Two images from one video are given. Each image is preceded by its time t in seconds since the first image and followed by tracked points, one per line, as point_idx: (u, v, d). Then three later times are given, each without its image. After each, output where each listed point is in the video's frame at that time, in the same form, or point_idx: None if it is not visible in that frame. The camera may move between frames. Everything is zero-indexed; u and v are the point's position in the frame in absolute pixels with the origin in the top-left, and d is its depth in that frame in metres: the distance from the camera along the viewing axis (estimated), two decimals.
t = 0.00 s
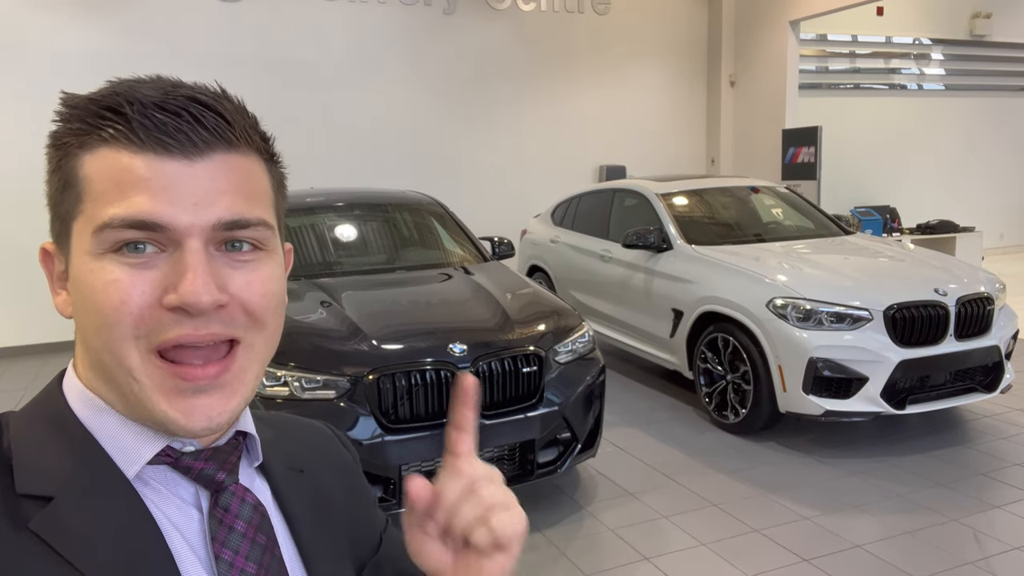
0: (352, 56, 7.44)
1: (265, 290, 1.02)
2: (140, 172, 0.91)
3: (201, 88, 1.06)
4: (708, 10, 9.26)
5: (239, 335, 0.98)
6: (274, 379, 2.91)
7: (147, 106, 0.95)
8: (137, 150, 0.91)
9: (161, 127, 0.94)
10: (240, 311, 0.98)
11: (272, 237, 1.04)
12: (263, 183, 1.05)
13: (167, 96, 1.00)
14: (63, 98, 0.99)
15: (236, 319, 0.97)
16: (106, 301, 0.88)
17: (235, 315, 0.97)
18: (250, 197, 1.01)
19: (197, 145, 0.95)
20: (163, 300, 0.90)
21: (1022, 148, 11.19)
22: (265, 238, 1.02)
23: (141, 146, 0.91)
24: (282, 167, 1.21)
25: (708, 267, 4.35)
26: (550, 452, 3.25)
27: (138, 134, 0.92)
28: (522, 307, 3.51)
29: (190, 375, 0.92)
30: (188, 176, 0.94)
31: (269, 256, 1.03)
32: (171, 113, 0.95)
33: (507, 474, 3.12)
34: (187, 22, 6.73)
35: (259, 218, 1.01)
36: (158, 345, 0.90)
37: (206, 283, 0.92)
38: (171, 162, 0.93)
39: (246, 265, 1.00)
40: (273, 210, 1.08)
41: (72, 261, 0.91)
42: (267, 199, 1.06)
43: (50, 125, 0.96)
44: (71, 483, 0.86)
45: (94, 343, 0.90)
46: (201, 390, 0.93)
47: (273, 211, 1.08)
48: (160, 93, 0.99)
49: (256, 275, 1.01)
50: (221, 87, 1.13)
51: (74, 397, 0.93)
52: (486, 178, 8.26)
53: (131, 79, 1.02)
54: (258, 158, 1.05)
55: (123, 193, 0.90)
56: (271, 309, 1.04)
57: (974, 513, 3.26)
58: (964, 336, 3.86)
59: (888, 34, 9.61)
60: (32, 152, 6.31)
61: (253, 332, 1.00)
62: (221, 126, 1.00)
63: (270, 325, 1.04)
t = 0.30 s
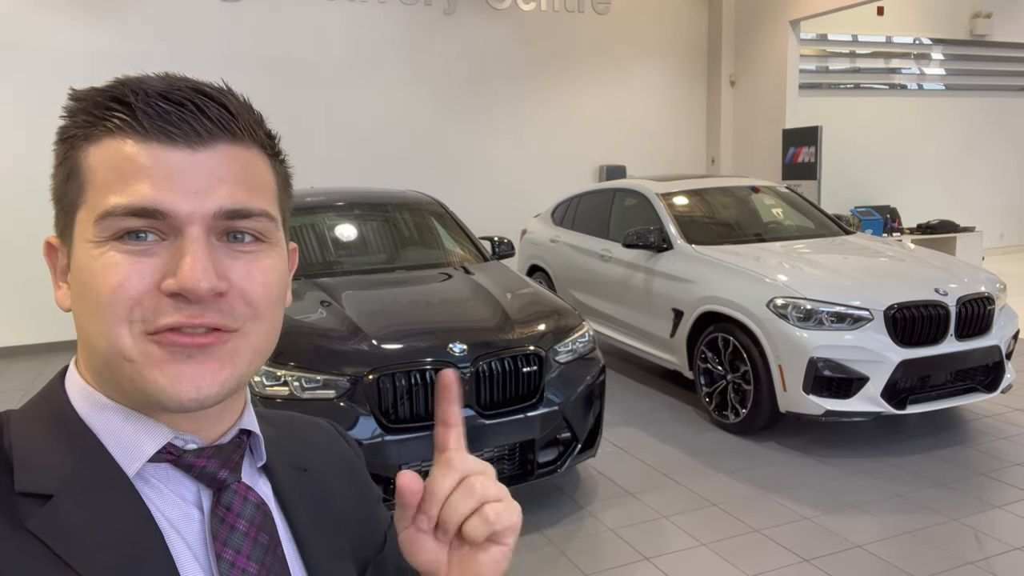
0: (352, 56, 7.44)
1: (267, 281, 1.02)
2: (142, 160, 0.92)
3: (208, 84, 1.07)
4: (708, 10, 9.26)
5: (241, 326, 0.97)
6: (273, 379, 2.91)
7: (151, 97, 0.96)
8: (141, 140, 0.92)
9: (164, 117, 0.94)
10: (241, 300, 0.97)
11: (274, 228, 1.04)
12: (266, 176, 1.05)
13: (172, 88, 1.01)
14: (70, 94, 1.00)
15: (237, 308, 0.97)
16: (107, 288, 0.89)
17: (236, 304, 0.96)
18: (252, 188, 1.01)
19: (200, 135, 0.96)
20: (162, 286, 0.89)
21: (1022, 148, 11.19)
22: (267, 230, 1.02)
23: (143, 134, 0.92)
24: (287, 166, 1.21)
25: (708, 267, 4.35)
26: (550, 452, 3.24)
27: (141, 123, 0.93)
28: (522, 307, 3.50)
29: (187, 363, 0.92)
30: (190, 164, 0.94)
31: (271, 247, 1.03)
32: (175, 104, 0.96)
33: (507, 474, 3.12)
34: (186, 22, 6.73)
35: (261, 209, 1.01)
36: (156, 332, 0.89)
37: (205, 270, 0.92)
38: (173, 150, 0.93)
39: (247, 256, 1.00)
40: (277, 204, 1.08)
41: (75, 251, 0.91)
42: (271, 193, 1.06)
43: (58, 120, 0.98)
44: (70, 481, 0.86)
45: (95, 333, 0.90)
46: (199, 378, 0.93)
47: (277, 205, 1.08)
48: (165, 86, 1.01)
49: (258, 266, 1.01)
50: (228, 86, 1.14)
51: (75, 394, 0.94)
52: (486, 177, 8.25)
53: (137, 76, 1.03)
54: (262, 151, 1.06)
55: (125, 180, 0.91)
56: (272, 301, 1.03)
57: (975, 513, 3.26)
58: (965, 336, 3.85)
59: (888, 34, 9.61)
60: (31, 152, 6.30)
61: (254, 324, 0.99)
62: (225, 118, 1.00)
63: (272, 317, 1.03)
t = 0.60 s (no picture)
0: (352, 56, 7.43)
1: (271, 279, 1.02)
2: (140, 166, 0.92)
3: (195, 91, 1.07)
4: (708, 11, 9.26)
5: (248, 326, 0.98)
6: (274, 380, 2.91)
7: (143, 106, 0.97)
8: (138, 148, 0.93)
9: (156, 124, 0.95)
10: (246, 300, 0.98)
11: (273, 226, 1.05)
12: (261, 176, 1.06)
13: (160, 95, 1.02)
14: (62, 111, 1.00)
15: (244, 307, 0.97)
16: (114, 296, 0.89)
17: (242, 303, 0.97)
18: (249, 187, 1.01)
19: (194, 138, 0.97)
20: (169, 290, 0.90)
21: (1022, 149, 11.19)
22: (266, 228, 1.03)
23: (139, 142, 0.93)
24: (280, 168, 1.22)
25: (708, 268, 4.35)
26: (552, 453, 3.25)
27: (136, 131, 0.94)
28: (523, 309, 3.50)
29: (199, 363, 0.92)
30: (188, 167, 0.95)
31: (271, 245, 1.04)
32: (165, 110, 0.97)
33: (508, 476, 3.12)
34: (186, 22, 6.72)
35: (259, 206, 1.01)
36: (167, 335, 0.90)
37: (211, 269, 0.93)
38: (170, 155, 0.94)
39: (249, 255, 1.00)
40: (274, 203, 1.09)
41: (79, 264, 0.91)
42: (267, 191, 1.06)
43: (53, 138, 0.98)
44: (86, 489, 0.86)
45: (105, 341, 0.90)
46: (211, 379, 0.93)
47: (274, 203, 1.08)
48: (154, 94, 1.01)
49: (261, 264, 1.01)
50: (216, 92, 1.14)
51: (90, 404, 0.94)
52: (485, 177, 8.24)
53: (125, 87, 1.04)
54: (254, 151, 1.06)
55: (125, 186, 0.91)
56: (277, 298, 1.03)
57: (975, 514, 3.26)
58: (965, 337, 3.86)
59: (889, 34, 9.61)
60: (31, 152, 6.30)
61: (261, 322, 1.00)
62: (216, 121, 1.01)
63: (278, 315, 1.04)
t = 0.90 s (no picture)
0: (352, 57, 7.44)
1: (268, 273, 1.03)
2: (137, 162, 0.93)
3: (190, 90, 1.08)
4: (708, 11, 9.26)
5: (246, 319, 0.98)
6: (275, 379, 2.92)
7: (139, 104, 0.98)
8: (135, 144, 0.94)
9: (153, 121, 0.96)
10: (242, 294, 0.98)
11: (269, 221, 1.05)
12: (257, 172, 1.06)
13: (156, 94, 1.03)
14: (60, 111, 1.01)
15: (242, 300, 0.97)
16: (113, 291, 0.89)
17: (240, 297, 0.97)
18: (245, 182, 1.02)
19: (189, 135, 0.98)
20: (168, 283, 0.90)
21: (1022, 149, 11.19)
22: (263, 223, 1.03)
23: (136, 139, 0.94)
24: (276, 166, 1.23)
25: (708, 267, 4.36)
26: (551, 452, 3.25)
27: (133, 129, 0.95)
28: (523, 308, 3.51)
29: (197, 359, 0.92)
30: (184, 163, 0.95)
31: (268, 240, 1.04)
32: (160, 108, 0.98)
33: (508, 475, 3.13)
34: (186, 22, 6.73)
35: (255, 201, 1.02)
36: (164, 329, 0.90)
37: (208, 263, 0.93)
38: (166, 151, 0.95)
39: (246, 249, 1.00)
40: (270, 198, 1.09)
41: (77, 260, 0.92)
42: (263, 187, 1.07)
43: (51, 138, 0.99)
44: (90, 480, 0.87)
45: (103, 337, 0.90)
46: (209, 373, 0.93)
47: (270, 199, 1.09)
48: (149, 93, 1.02)
49: (258, 258, 1.02)
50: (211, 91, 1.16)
51: (91, 398, 0.95)
52: (485, 177, 8.25)
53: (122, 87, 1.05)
54: (249, 148, 1.07)
55: (122, 183, 0.92)
56: (273, 293, 1.04)
57: (974, 513, 3.27)
58: (965, 337, 3.86)
59: (889, 34, 9.62)
60: (33, 152, 6.31)
61: (259, 315, 1.00)
62: (211, 118, 1.02)
63: (274, 309, 1.04)
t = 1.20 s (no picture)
0: (353, 55, 7.45)
1: (274, 274, 1.03)
2: (149, 156, 0.93)
3: (213, 79, 1.07)
4: (708, 10, 9.27)
5: (247, 318, 0.98)
6: (275, 376, 2.92)
7: (156, 94, 0.97)
8: (148, 138, 0.94)
9: (170, 116, 0.96)
10: (247, 293, 0.98)
11: (280, 221, 1.05)
12: (272, 170, 1.06)
13: (178, 84, 1.02)
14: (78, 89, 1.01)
15: (246, 300, 0.98)
16: (116, 281, 0.90)
17: (243, 296, 0.98)
18: (259, 182, 1.02)
19: (207, 132, 0.97)
20: (171, 279, 0.90)
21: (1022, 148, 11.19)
22: (274, 222, 1.03)
23: (151, 132, 0.94)
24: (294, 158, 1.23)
25: (708, 265, 4.36)
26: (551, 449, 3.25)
27: (149, 122, 0.94)
28: (523, 305, 3.51)
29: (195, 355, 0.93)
30: (197, 161, 0.95)
31: (278, 240, 1.04)
32: (179, 101, 0.97)
33: (507, 472, 3.13)
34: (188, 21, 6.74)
35: (267, 200, 1.02)
36: (165, 324, 0.91)
37: (213, 263, 0.93)
38: (180, 147, 0.95)
39: (255, 248, 1.01)
40: (284, 196, 1.09)
41: (84, 245, 0.93)
42: (278, 185, 1.07)
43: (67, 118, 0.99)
44: (90, 465, 0.87)
45: (104, 325, 0.91)
46: (207, 368, 0.94)
47: (284, 197, 1.09)
48: (170, 83, 1.01)
49: (265, 258, 1.02)
50: (235, 79, 1.14)
51: (91, 382, 0.95)
52: (485, 177, 8.25)
53: (142, 70, 1.04)
54: (268, 145, 1.06)
55: (131, 175, 0.92)
56: (279, 292, 1.04)
57: (974, 510, 3.27)
58: (964, 335, 3.86)
59: (889, 34, 9.62)
60: (32, 151, 6.32)
61: (261, 314, 1.00)
62: (230, 114, 1.01)
63: (279, 309, 1.05)
